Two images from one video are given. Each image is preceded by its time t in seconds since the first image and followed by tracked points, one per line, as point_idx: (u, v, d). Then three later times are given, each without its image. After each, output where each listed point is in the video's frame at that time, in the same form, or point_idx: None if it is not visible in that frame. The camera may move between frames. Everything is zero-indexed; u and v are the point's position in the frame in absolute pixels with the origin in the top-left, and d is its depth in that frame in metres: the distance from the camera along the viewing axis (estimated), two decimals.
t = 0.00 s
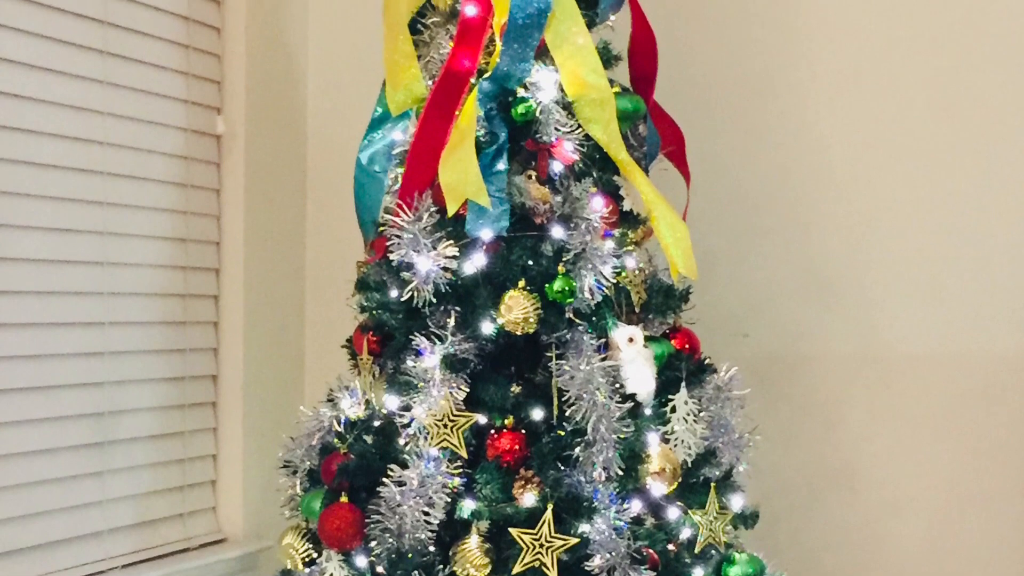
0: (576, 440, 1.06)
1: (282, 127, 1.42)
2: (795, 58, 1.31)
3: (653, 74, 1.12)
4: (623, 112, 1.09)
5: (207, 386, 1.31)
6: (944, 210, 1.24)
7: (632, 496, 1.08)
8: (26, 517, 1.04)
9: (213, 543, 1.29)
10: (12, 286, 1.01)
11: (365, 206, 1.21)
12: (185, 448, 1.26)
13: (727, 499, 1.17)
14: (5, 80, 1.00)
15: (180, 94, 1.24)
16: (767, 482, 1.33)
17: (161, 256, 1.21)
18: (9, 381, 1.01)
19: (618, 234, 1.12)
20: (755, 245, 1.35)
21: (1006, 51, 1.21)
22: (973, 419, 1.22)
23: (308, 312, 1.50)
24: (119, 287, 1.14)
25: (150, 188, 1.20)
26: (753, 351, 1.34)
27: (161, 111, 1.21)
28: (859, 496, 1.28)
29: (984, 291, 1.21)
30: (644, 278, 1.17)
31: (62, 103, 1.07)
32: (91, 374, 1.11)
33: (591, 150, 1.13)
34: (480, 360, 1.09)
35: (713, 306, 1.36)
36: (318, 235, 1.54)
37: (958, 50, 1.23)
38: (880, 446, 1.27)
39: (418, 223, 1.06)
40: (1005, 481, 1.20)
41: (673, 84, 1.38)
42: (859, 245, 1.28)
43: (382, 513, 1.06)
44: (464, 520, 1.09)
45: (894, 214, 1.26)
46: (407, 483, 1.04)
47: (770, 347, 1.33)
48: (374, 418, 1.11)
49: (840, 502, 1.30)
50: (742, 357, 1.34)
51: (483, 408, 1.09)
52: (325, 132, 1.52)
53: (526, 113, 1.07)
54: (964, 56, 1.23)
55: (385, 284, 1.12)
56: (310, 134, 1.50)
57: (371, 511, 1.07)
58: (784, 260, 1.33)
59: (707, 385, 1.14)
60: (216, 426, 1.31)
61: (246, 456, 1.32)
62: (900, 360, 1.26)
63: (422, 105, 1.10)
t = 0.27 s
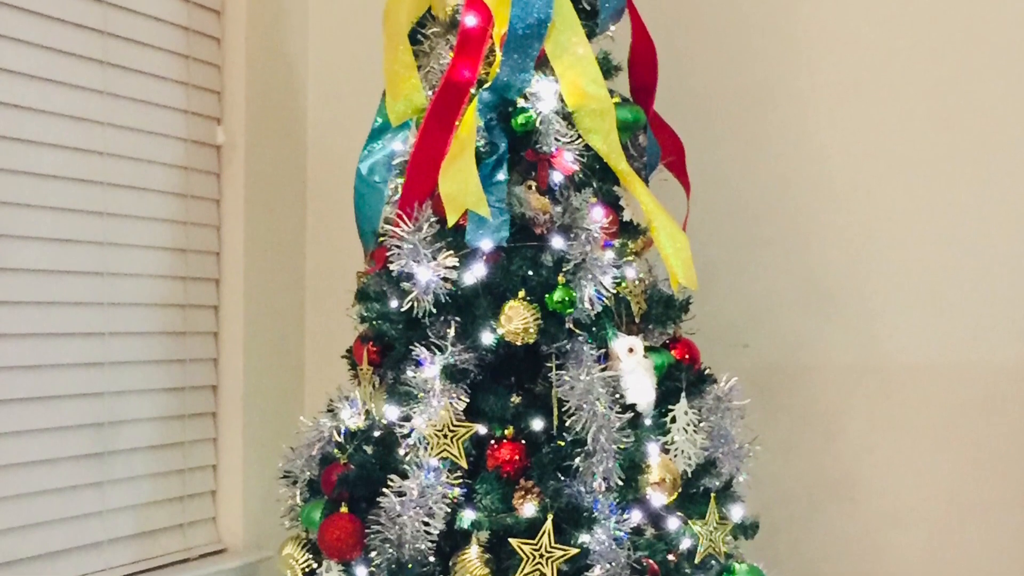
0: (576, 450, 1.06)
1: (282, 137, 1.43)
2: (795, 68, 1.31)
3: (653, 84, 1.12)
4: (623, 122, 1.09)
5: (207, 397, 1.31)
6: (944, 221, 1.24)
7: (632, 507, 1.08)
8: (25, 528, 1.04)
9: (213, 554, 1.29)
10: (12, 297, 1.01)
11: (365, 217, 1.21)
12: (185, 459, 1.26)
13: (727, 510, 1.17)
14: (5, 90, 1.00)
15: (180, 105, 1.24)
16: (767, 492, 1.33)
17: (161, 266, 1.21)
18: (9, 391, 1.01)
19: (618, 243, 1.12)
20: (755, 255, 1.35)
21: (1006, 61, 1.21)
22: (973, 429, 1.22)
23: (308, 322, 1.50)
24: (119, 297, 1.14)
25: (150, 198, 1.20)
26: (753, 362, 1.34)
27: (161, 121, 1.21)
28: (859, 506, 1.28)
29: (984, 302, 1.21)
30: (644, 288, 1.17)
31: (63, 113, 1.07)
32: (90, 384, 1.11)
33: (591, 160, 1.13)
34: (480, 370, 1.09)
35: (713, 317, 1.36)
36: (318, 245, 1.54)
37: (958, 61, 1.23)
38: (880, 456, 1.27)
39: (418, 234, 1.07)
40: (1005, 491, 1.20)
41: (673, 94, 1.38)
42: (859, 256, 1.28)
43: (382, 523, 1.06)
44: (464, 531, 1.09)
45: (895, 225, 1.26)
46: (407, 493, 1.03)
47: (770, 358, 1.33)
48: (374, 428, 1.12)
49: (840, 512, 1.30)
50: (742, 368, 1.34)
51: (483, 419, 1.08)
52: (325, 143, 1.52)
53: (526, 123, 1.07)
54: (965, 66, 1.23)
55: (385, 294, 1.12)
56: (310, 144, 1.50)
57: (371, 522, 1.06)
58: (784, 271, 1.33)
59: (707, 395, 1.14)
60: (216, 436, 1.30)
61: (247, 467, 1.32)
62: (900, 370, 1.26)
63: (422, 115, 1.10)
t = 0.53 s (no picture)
0: (575, 460, 1.06)
1: (282, 147, 1.43)
2: (795, 79, 1.32)
3: (653, 95, 1.12)
4: (623, 133, 1.09)
5: (207, 407, 1.31)
6: (944, 231, 1.24)
7: (632, 517, 1.08)
8: (25, 538, 1.04)
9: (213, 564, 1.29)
10: (12, 307, 1.01)
11: (365, 227, 1.20)
12: (185, 469, 1.26)
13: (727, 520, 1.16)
14: (5, 100, 1.00)
15: (180, 115, 1.24)
16: (767, 502, 1.33)
17: (161, 277, 1.21)
18: (9, 402, 1.01)
19: (618, 254, 1.12)
20: (755, 266, 1.35)
21: (1006, 71, 1.21)
22: (973, 439, 1.22)
23: (308, 332, 1.50)
24: (119, 307, 1.15)
25: (150, 209, 1.20)
26: (753, 372, 1.34)
27: (161, 131, 1.21)
28: (859, 516, 1.28)
29: (985, 312, 1.21)
30: (644, 298, 1.17)
31: (63, 124, 1.07)
32: (90, 395, 1.11)
33: (591, 170, 1.13)
34: (480, 381, 1.09)
35: (713, 327, 1.36)
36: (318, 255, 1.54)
37: (959, 71, 1.23)
38: (880, 466, 1.27)
39: (418, 244, 1.06)
40: (1005, 501, 1.20)
41: (673, 105, 1.38)
42: (859, 266, 1.28)
43: (382, 534, 1.05)
44: (464, 542, 1.07)
45: (895, 235, 1.26)
46: (407, 504, 1.03)
47: (771, 368, 1.33)
48: (374, 438, 1.11)
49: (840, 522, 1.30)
50: (742, 378, 1.34)
51: (483, 429, 1.08)
52: (325, 153, 1.52)
53: (526, 133, 1.08)
54: (965, 76, 1.23)
55: (385, 305, 1.12)
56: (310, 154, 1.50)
57: (371, 532, 1.05)
58: (784, 281, 1.33)
59: (707, 405, 1.14)
60: (216, 446, 1.30)
61: (247, 477, 1.32)
62: (900, 380, 1.26)
63: (422, 125, 1.10)
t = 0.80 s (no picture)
0: (576, 471, 1.06)
1: (282, 157, 1.43)
2: (795, 89, 1.32)
3: (653, 105, 1.12)
4: (623, 143, 1.09)
5: (207, 417, 1.31)
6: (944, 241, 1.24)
7: (632, 528, 1.07)
8: (25, 548, 1.03)
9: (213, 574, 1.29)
10: (13, 318, 1.01)
11: (365, 237, 1.20)
12: (185, 479, 1.26)
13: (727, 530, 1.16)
14: (5, 110, 1.00)
15: (180, 125, 1.25)
16: (767, 513, 1.33)
17: (161, 287, 1.21)
18: (9, 412, 1.01)
19: (618, 264, 1.12)
20: (755, 276, 1.35)
21: (1006, 81, 1.21)
22: (973, 450, 1.22)
23: (308, 343, 1.49)
24: (119, 318, 1.15)
25: (150, 219, 1.20)
26: (753, 382, 1.34)
27: (161, 142, 1.21)
28: (859, 527, 1.28)
29: (985, 322, 1.21)
30: (644, 308, 1.17)
31: (62, 134, 1.07)
32: (90, 405, 1.11)
33: (591, 181, 1.13)
34: (480, 391, 1.08)
35: (713, 338, 1.36)
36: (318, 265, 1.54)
37: (959, 81, 1.23)
38: (880, 476, 1.27)
39: (418, 255, 1.06)
40: (1005, 512, 1.20)
41: (673, 115, 1.38)
42: (859, 276, 1.28)
43: (383, 544, 1.04)
44: (465, 553, 1.05)
45: (895, 245, 1.26)
46: (407, 514, 1.02)
47: (771, 379, 1.33)
48: (374, 449, 1.10)
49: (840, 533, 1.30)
50: (742, 388, 1.34)
51: (483, 439, 1.07)
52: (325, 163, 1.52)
53: (526, 144, 1.08)
54: (965, 86, 1.23)
55: (384, 315, 1.12)
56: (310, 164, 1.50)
57: (371, 542, 1.04)
58: (784, 292, 1.33)
59: (707, 416, 1.14)
60: (216, 457, 1.31)
61: (247, 487, 1.31)
62: (900, 391, 1.26)
63: (422, 136, 1.10)
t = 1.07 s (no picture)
0: (576, 481, 1.05)
1: (282, 168, 1.43)
2: (795, 99, 1.32)
3: (653, 116, 1.13)
4: (623, 153, 1.09)
5: (207, 428, 1.31)
6: (944, 251, 1.24)
7: (632, 537, 1.07)
8: (25, 558, 1.03)
9: None
10: (13, 328, 1.01)
11: (365, 247, 1.21)
12: (185, 490, 1.26)
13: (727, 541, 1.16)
14: (5, 121, 1.00)
15: (180, 135, 1.25)
16: (767, 523, 1.33)
17: (161, 298, 1.21)
18: (9, 422, 1.00)
19: (618, 275, 1.12)
20: (756, 286, 1.35)
21: (1006, 91, 1.21)
22: (973, 460, 1.22)
23: (308, 353, 1.49)
24: (119, 328, 1.15)
25: (150, 229, 1.20)
26: (753, 393, 1.34)
27: (161, 152, 1.22)
28: (859, 537, 1.28)
29: (985, 332, 1.21)
30: (644, 318, 1.17)
31: (63, 144, 1.07)
32: (91, 416, 1.11)
33: (591, 191, 1.13)
34: (480, 402, 1.07)
35: (713, 348, 1.37)
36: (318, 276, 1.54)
37: (958, 91, 1.24)
38: (880, 486, 1.27)
39: (418, 265, 1.06)
40: (1005, 522, 1.20)
41: (673, 125, 1.39)
42: (859, 286, 1.28)
43: (383, 554, 1.03)
44: (465, 563, 1.05)
45: (894, 255, 1.26)
46: (407, 524, 1.02)
47: (771, 389, 1.33)
48: (374, 459, 1.10)
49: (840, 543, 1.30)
50: (742, 399, 1.34)
51: (483, 449, 1.07)
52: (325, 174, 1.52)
53: (526, 153, 1.08)
54: (965, 96, 1.23)
55: (384, 325, 1.12)
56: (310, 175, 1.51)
57: (371, 553, 1.04)
58: (784, 302, 1.33)
59: (707, 426, 1.14)
60: (216, 467, 1.31)
61: (247, 498, 1.31)
62: (900, 401, 1.26)
63: (422, 146, 1.10)
